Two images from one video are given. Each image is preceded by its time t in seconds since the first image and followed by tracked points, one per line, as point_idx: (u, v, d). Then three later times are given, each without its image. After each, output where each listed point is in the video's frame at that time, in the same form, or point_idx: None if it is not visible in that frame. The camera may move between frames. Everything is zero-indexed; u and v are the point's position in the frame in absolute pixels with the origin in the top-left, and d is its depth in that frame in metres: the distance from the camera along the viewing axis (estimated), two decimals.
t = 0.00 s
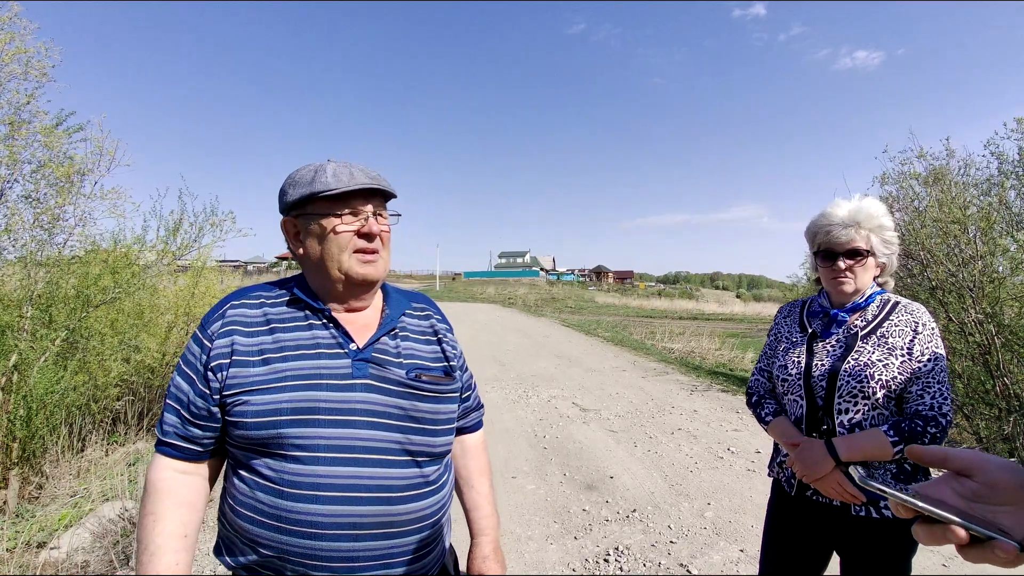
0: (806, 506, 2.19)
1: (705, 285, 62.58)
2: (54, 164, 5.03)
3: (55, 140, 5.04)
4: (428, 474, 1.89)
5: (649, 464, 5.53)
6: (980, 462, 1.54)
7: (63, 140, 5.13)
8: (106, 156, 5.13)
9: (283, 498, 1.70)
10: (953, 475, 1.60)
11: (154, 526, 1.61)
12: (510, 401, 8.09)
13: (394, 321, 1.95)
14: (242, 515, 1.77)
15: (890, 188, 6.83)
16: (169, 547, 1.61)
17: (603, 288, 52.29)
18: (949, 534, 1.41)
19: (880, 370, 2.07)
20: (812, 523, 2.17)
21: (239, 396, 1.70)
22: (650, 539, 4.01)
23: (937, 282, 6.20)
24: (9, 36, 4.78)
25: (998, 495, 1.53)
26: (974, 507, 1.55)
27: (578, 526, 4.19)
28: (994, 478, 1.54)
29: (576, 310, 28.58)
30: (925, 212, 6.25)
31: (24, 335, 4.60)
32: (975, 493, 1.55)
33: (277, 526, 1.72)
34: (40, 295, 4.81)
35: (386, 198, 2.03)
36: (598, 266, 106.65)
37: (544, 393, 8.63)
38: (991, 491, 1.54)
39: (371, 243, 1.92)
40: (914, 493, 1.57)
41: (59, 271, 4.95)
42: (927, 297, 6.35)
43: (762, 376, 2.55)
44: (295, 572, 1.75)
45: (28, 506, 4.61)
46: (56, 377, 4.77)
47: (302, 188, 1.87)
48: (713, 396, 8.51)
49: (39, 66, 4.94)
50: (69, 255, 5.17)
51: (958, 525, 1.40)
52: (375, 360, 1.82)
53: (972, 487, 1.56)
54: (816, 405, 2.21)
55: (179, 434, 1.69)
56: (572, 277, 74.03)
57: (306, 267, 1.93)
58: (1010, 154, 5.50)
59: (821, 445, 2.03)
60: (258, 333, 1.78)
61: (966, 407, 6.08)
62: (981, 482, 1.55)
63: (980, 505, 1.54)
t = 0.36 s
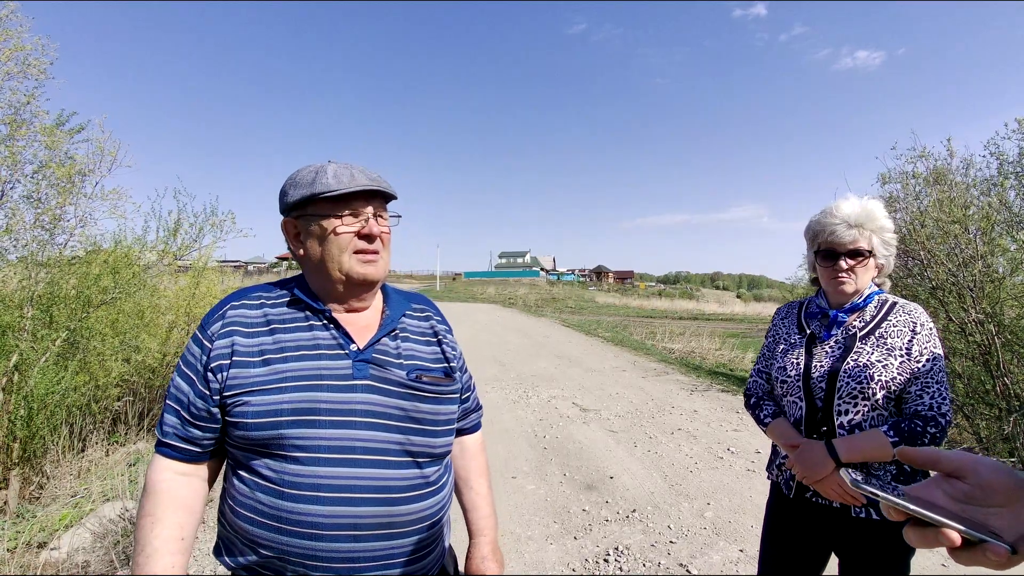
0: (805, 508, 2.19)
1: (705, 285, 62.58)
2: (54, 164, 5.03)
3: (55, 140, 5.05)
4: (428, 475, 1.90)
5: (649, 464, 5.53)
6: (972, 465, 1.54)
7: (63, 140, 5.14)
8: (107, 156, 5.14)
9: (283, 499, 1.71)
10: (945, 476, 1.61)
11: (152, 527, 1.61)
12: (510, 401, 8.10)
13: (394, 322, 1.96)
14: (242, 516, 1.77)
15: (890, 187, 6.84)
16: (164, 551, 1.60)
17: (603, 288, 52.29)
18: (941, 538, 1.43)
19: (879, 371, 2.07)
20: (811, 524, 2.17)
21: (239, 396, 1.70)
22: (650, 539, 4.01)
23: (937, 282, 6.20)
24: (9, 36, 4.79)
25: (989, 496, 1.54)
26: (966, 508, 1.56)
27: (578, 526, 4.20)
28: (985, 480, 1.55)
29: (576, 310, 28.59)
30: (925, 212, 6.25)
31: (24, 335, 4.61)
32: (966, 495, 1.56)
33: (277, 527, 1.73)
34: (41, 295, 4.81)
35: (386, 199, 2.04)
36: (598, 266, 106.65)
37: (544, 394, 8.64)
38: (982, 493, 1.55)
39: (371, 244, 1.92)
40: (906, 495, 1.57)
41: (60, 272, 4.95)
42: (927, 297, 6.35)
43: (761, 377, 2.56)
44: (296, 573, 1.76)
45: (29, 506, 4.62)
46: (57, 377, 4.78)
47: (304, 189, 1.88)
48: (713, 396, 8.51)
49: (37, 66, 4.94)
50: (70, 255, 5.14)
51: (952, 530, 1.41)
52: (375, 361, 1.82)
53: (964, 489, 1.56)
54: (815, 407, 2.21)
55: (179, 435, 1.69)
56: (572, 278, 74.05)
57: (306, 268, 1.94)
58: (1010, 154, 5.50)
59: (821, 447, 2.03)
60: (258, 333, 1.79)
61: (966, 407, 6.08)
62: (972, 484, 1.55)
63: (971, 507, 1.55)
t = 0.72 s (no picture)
0: (811, 508, 2.18)
1: (705, 285, 62.57)
2: (56, 164, 5.03)
3: (56, 139, 5.04)
4: (434, 473, 1.90)
5: (651, 464, 5.52)
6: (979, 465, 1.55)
7: (64, 140, 5.13)
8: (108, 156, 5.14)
9: (289, 498, 1.71)
10: (952, 477, 1.61)
11: (158, 528, 1.61)
12: (512, 401, 8.09)
13: (399, 321, 1.96)
14: (248, 515, 1.77)
15: (891, 187, 6.83)
16: (171, 550, 1.59)
17: (603, 288, 52.23)
18: (949, 538, 1.42)
19: (885, 371, 2.07)
20: (816, 524, 2.16)
21: (243, 396, 1.70)
22: (652, 538, 4.00)
23: (939, 281, 6.20)
24: (10, 36, 4.79)
25: (997, 497, 1.54)
26: (973, 509, 1.55)
27: (580, 526, 4.19)
28: (992, 481, 1.55)
29: (576, 310, 28.57)
30: (927, 212, 6.25)
31: (26, 335, 4.59)
32: (974, 496, 1.56)
33: (283, 526, 1.72)
34: (41, 294, 4.78)
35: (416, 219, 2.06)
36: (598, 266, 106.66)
37: (545, 393, 8.63)
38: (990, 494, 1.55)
39: (394, 260, 1.94)
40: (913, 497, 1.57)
41: (60, 271, 4.93)
42: (929, 297, 6.34)
43: (765, 378, 2.55)
44: (303, 572, 1.76)
45: (29, 506, 4.61)
46: (58, 376, 4.77)
47: (340, 190, 1.86)
48: (714, 396, 8.50)
49: (37, 65, 4.93)
50: (71, 255, 5.15)
51: (959, 528, 1.41)
52: (380, 359, 1.82)
53: (971, 489, 1.56)
54: (821, 407, 2.20)
55: (184, 436, 1.69)
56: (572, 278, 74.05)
57: (321, 262, 1.91)
58: (1012, 153, 5.50)
59: (828, 447, 2.03)
60: (262, 333, 1.78)
61: (967, 407, 6.08)
62: (980, 484, 1.56)
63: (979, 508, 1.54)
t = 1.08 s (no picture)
0: (814, 509, 2.18)
1: (705, 285, 62.57)
2: (56, 163, 5.04)
3: (58, 139, 5.05)
4: (438, 470, 1.90)
5: (651, 464, 5.52)
6: (984, 460, 1.55)
7: (65, 139, 5.13)
8: (110, 156, 5.15)
9: (293, 493, 1.70)
10: (956, 472, 1.61)
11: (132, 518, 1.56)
12: (512, 401, 8.09)
13: (405, 318, 1.95)
14: (251, 511, 1.77)
15: (892, 187, 6.83)
16: (144, 544, 1.54)
17: (603, 288, 52.20)
18: (951, 531, 1.42)
19: (889, 371, 2.06)
20: (820, 525, 2.16)
21: (249, 390, 1.69)
22: (653, 538, 4.00)
23: (940, 281, 6.19)
24: (13, 36, 4.80)
25: (1000, 491, 1.54)
26: (976, 503, 1.55)
27: (581, 526, 4.19)
28: (996, 475, 1.55)
29: (576, 310, 28.57)
30: (928, 212, 6.25)
31: (27, 335, 4.58)
32: (978, 490, 1.55)
33: (286, 522, 1.72)
34: (42, 294, 4.76)
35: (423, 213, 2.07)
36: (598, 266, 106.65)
37: (545, 393, 8.62)
38: (993, 489, 1.55)
39: (406, 254, 1.95)
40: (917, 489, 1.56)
41: (60, 271, 4.93)
42: (930, 297, 6.34)
43: (768, 378, 2.55)
44: (305, 568, 1.76)
45: (30, 506, 4.61)
46: (59, 376, 4.77)
47: (349, 186, 1.86)
48: (715, 396, 8.49)
49: (39, 65, 4.94)
50: (72, 255, 5.24)
51: (959, 522, 1.40)
52: (386, 356, 1.82)
53: (975, 484, 1.56)
54: (824, 407, 2.20)
55: (186, 428, 1.68)
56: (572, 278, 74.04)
57: (332, 260, 1.90)
58: (1013, 153, 5.50)
59: (831, 447, 2.02)
60: (269, 327, 1.78)
61: (967, 407, 6.08)
62: (984, 479, 1.56)
63: (982, 502, 1.54)
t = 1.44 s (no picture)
0: (815, 509, 2.17)
1: (705, 285, 62.54)
2: (56, 163, 5.03)
3: (57, 138, 5.04)
4: (439, 470, 1.89)
5: (652, 464, 5.50)
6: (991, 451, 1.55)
7: (64, 138, 5.12)
8: (110, 156, 5.14)
9: (293, 493, 1.69)
10: (965, 465, 1.61)
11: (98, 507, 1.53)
12: (512, 401, 8.08)
13: (407, 316, 1.94)
14: (251, 510, 1.76)
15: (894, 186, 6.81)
16: (102, 535, 1.50)
17: (602, 288, 52.09)
18: (959, 524, 1.42)
19: (891, 370, 2.05)
20: (821, 524, 2.15)
21: (248, 388, 1.69)
22: (653, 538, 3.99)
23: (941, 281, 6.18)
24: (14, 36, 4.79)
25: (1010, 484, 1.53)
26: (985, 496, 1.55)
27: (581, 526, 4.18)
28: (1006, 467, 1.54)
29: (576, 309, 28.54)
30: (930, 212, 6.23)
31: (26, 335, 4.56)
32: (986, 483, 1.55)
33: (286, 521, 1.71)
34: (41, 294, 4.73)
35: (409, 194, 2.03)
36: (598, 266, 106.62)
37: (546, 393, 8.61)
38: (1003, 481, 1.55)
39: (392, 237, 1.91)
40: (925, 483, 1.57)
41: (61, 272, 4.92)
42: (932, 296, 6.33)
43: (769, 376, 2.54)
44: (305, 568, 1.75)
45: (29, 506, 4.60)
46: (59, 375, 4.76)
47: (326, 177, 1.86)
48: (715, 395, 8.48)
49: (41, 66, 4.95)
50: (73, 255, 5.24)
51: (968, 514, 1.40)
52: (387, 354, 1.81)
53: (984, 476, 1.56)
54: (825, 406, 2.19)
55: (177, 424, 1.66)
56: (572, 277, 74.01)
57: (323, 255, 1.91)
58: (1014, 152, 5.49)
59: (832, 447, 2.01)
60: (269, 325, 1.77)
61: (968, 407, 6.08)
62: (993, 471, 1.55)
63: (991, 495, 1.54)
